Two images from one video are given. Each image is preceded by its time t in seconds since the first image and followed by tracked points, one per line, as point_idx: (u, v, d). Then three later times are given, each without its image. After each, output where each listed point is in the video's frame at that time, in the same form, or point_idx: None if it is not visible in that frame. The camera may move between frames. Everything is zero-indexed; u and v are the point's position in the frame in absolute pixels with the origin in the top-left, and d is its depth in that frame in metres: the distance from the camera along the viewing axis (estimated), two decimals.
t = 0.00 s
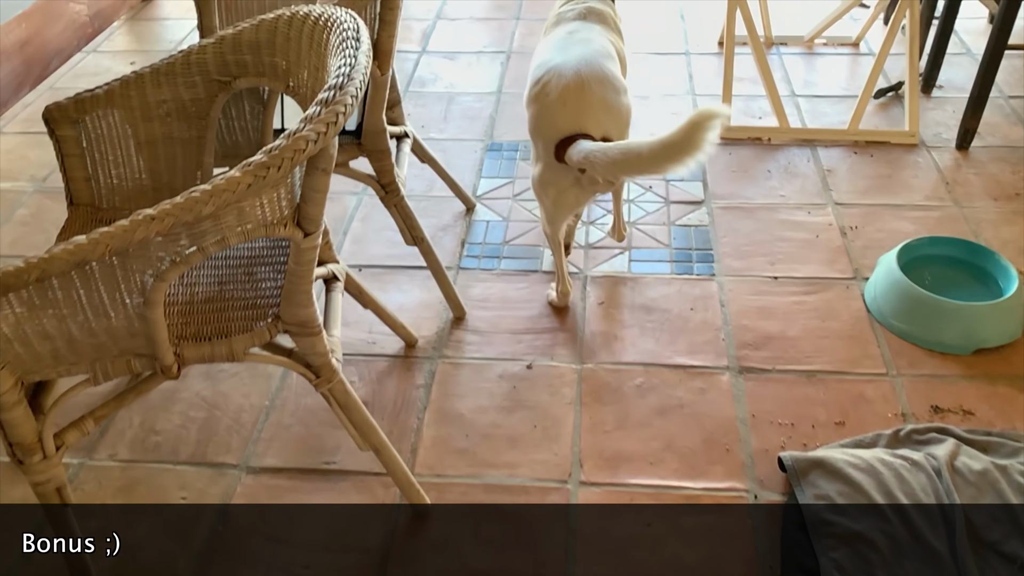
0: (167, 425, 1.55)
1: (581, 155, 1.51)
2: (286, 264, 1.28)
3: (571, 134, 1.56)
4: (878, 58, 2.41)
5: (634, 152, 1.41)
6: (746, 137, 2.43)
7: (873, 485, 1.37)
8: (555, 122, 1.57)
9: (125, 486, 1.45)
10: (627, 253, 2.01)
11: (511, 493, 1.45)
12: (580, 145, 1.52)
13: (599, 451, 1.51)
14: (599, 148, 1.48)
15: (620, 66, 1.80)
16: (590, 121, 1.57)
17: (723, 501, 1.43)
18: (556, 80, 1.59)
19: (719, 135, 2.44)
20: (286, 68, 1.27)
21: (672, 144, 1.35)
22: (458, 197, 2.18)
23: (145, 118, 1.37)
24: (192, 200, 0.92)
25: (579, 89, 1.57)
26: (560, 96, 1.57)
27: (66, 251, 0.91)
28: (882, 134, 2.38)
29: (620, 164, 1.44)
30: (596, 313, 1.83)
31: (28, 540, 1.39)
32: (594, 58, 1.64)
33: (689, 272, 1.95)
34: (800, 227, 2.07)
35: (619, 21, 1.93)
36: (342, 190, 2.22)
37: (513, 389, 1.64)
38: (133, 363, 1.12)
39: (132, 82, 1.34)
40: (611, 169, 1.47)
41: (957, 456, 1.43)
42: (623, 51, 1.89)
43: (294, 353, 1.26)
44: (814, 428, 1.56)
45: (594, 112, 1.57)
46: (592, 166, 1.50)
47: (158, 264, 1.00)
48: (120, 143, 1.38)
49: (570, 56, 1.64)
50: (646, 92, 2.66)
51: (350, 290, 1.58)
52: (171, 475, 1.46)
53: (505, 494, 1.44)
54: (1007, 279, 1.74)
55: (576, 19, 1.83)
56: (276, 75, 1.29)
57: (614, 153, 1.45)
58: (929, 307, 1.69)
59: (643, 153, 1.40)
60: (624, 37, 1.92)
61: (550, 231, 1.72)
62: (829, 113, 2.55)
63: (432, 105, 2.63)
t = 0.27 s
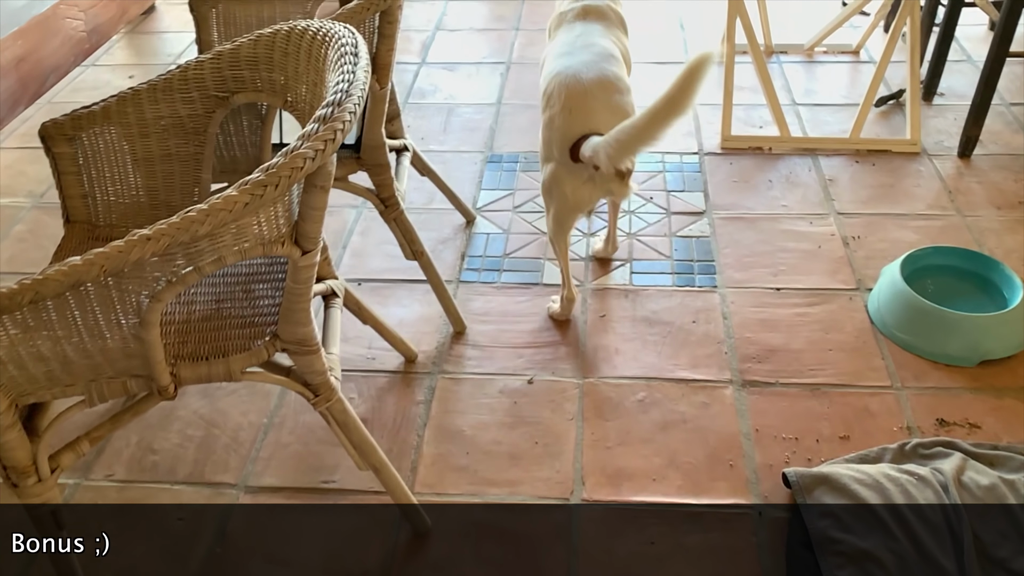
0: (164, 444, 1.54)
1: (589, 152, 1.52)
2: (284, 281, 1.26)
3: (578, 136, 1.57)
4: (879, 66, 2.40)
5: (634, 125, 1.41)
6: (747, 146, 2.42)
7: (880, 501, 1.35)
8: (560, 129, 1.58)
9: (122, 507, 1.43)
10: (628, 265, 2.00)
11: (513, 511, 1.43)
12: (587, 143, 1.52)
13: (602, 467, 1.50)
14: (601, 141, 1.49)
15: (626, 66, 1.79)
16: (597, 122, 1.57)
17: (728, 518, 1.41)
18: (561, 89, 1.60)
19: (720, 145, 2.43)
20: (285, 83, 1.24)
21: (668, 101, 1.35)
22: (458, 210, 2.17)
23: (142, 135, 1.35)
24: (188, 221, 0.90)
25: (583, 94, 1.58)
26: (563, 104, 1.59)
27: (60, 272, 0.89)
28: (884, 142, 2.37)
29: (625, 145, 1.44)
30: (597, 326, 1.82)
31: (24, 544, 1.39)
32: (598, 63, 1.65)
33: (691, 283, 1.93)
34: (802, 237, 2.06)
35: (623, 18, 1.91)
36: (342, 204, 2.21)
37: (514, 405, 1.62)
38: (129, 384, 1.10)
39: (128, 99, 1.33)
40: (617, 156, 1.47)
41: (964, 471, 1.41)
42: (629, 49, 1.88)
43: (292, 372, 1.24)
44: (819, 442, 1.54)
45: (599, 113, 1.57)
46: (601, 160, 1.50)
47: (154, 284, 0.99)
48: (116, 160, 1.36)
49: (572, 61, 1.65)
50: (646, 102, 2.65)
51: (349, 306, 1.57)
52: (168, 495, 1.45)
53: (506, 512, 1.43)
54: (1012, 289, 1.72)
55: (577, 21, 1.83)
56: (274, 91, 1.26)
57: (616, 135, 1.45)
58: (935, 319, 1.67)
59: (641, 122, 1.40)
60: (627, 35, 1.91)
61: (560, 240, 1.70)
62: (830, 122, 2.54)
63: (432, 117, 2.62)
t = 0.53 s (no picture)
0: (158, 464, 1.53)
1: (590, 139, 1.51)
2: (277, 297, 1.25)
3: (582, 126, 1.56)
4: (873, 66, 2.39)
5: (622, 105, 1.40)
6: (742, 148, 2.41)
7: (882, 507, 1.34)
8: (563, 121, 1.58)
9: (116, 527, 1.43)
10: (624, 271, 1.99)
11: (512, 524, 1.42)
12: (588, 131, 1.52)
13: (600, 477, 1.49)
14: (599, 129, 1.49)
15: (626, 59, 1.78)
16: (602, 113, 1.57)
17: (728, 527, 1.40)
18: (568, 82, 1.61)
19: (715, 148, 2.42)
20: (276, 96, 1.22)
21: (655, 73, 1.34)
22: (452, 219, 2.17)
23: (132, 152, 1.33)
24: (178, 241, 0.87)
25: (591, 86, 1.58)
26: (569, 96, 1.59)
27: (47, 295, 0.87)
28: (880, 142, 2.36)
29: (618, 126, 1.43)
30: (594, 333, 1.81)
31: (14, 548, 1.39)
32: (604, 57, 1.65)
33: (688, 288, 1.92)
34: (799, 239, 2.05)
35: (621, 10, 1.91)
36: (336, 215, 2.21)
37: (512, 416, 1.61)
38: (120, 406, 1.10)
39: (117, 116, 1.30)
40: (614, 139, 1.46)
41: (965, 474, 1.40)
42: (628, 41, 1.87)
43: (286, 389, 1.23)
44: (818, 447, 1.53)
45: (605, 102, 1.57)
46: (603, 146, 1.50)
47: (143, 305, 0.98)
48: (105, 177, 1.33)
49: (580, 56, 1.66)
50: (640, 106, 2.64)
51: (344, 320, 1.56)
52: (161, 515, 1.44)
53: (504, 525, 1.42)
54: (1011, 288, 1.71)
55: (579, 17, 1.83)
56: (265, 104, 1.24)
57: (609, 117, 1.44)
58: (934, 320, 1.66)
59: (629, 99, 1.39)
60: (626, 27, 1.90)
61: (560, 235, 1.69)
62: (825, 122, 2.53)
63: (425, 125, 2.61)
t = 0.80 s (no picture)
0: (149, 479, 1.52)
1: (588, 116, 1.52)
2: (267, 311, 1.24)
3: (580, 109, 1.57)
4: (865, 67, 2.39)
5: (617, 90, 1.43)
6: (735, 151, 2.40)
7: (882, 511, 1.33)
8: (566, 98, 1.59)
9: (107, 544, 1.41)
10: (618, 276, 1.97)
11: (509, 535, 1.41)
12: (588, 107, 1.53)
13: (597, 486, 1.48)
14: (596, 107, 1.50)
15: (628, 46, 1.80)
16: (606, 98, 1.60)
17: (726, 534, 1.39)
18: (576, 65, 1.63)
19: (709, 150, 2.41)
20: (264, 107, 1.21)
21: (641, 61, 1.39)
22: (445, 226, 2.15)
23: (119, 165, 1.32)
24: (164, 257, 0.86)
25: (600, 72, 1.61)
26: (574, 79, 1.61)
27: (32, 314, 0.85)
28: (874, 142, 2.35)
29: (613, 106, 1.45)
30: (589, 339, 1.80)
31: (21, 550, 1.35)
32: (612, 45, 1.68)
33: (683, 293, 1.91)
34: (794, 242, 2.04)
35: None
36: (327, 224, 2.20)
37: (507, 424, 1.60)
38: (108, 424, 1.08)
39: (104, 129, 1.29)
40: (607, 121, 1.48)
41: (964, 477, 1.39)
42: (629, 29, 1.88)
43: (278, 404, 1.22)
44: (816, 452, 1.52)
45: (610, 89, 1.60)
46: (598, 127, 1.51)
47: (131, 323, 0.97)
48: (93, 191, 1.32)
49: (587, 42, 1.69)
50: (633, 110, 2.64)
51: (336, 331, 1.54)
52: (153, 532, 1.43)
53: (501, 536, 1.41)
54: (1007, 288, 1.70)
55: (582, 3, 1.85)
56: (254, 115, 1.23)
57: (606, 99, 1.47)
58: (931, 321, 1.65)
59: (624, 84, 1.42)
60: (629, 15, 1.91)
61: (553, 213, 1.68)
62: (819, 123, 2.53)
63: (417, 132, 2.60)
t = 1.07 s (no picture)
0: (138, 494, 1.50)
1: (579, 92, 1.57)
2: (256, 325, 1.22)
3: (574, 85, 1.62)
4: (857, 70, 2.38)
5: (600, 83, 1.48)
6: (727, 155, 2.39)
7: (880, 521, 1.32)
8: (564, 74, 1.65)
9: (95, 562, 1.39)
10: (611, 282, 1.96)
11: (504, 547, 1.39)
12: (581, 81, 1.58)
13: (592, 496, 1.46)
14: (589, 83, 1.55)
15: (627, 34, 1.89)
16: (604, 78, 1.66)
17: (723, 544, 1.37)
18: (576, 43, 1.71)
19: (700, 155, 2.41)
20: (251, 117, 1.19)
21: (625, 70, 1.45)
22: (436, 233, 2.14)
23: (104, 177, 1.30)
24: (148, 275, 0.84)
25: (600, 52, 1.68)
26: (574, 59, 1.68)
27: (13, 334, 0.83)
28: (866, 146, 2.35)
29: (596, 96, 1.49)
30: (583, 347, 1.78)
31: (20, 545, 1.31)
32: (610, 28, 1.78)
33: (676, 299, 1.90)
34: (787, 246, 2.03)
35: None
36: (317, 232, 2.18)
37: (501, 435, 1.58)
38: (94, 442, 1.06)
39: (88, 140, 1.27)
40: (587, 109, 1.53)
41: (962, 484, 1.38)
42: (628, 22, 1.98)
43: (267, 419, 1.20)
44: (813, 459, 1.51)
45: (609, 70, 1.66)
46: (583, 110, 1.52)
47: (115, 341, 0.94)
48: (77, 204, 1.30)
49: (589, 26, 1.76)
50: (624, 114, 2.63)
51: (326, 342, 1.52)
52: (142, 548, 1.41)
53: (495, 549, 1.39)
54: (1001, 292, 1.70)
55: None
56: (241, 125, 1.21)
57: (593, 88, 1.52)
58: (925, 326, 1.65)
59: (609, 77, 1.47)
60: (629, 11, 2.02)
61: (546, 184, 1.73)
62: (810, 127, 2.52)
63: (407, 137, 2.58)
